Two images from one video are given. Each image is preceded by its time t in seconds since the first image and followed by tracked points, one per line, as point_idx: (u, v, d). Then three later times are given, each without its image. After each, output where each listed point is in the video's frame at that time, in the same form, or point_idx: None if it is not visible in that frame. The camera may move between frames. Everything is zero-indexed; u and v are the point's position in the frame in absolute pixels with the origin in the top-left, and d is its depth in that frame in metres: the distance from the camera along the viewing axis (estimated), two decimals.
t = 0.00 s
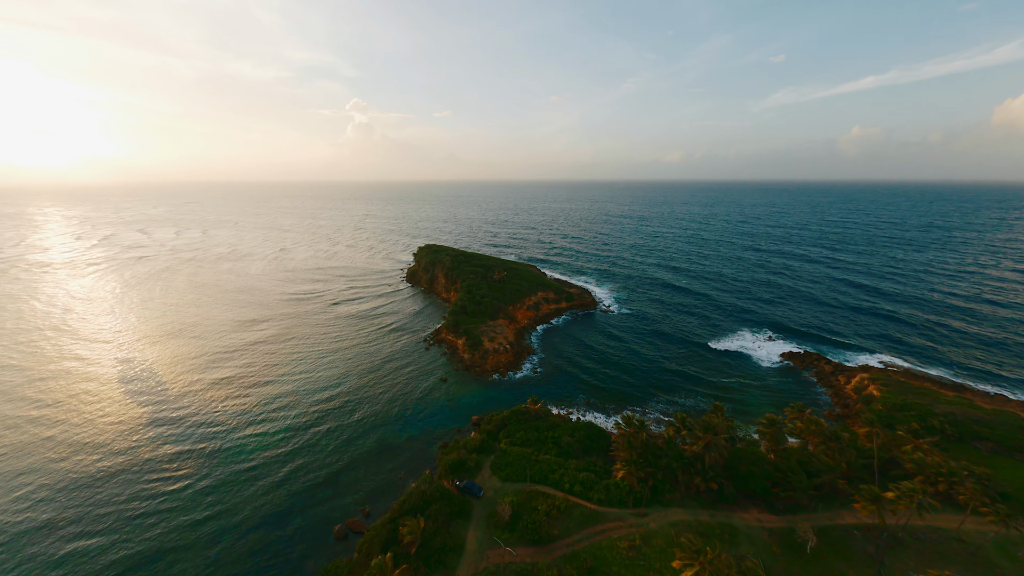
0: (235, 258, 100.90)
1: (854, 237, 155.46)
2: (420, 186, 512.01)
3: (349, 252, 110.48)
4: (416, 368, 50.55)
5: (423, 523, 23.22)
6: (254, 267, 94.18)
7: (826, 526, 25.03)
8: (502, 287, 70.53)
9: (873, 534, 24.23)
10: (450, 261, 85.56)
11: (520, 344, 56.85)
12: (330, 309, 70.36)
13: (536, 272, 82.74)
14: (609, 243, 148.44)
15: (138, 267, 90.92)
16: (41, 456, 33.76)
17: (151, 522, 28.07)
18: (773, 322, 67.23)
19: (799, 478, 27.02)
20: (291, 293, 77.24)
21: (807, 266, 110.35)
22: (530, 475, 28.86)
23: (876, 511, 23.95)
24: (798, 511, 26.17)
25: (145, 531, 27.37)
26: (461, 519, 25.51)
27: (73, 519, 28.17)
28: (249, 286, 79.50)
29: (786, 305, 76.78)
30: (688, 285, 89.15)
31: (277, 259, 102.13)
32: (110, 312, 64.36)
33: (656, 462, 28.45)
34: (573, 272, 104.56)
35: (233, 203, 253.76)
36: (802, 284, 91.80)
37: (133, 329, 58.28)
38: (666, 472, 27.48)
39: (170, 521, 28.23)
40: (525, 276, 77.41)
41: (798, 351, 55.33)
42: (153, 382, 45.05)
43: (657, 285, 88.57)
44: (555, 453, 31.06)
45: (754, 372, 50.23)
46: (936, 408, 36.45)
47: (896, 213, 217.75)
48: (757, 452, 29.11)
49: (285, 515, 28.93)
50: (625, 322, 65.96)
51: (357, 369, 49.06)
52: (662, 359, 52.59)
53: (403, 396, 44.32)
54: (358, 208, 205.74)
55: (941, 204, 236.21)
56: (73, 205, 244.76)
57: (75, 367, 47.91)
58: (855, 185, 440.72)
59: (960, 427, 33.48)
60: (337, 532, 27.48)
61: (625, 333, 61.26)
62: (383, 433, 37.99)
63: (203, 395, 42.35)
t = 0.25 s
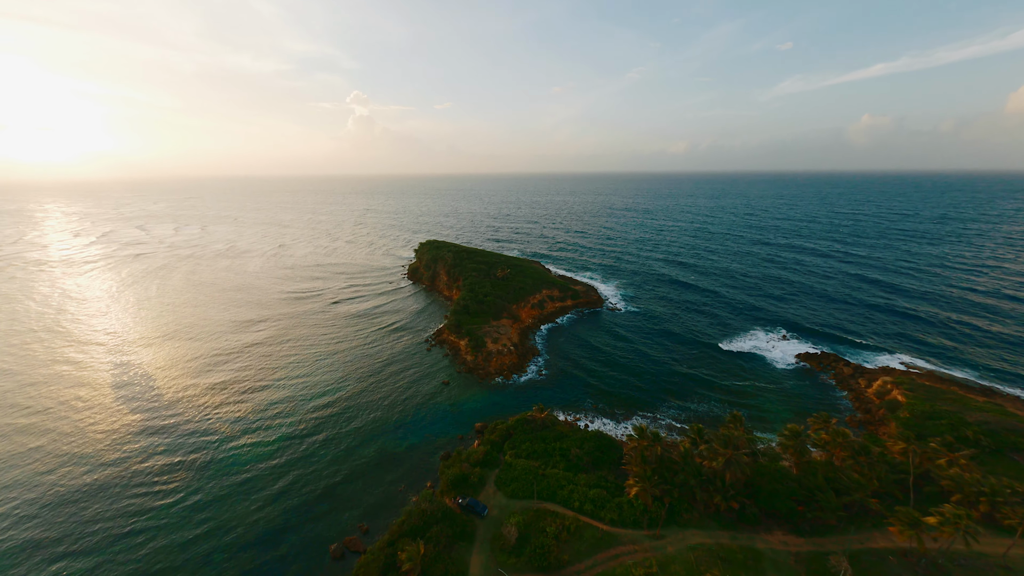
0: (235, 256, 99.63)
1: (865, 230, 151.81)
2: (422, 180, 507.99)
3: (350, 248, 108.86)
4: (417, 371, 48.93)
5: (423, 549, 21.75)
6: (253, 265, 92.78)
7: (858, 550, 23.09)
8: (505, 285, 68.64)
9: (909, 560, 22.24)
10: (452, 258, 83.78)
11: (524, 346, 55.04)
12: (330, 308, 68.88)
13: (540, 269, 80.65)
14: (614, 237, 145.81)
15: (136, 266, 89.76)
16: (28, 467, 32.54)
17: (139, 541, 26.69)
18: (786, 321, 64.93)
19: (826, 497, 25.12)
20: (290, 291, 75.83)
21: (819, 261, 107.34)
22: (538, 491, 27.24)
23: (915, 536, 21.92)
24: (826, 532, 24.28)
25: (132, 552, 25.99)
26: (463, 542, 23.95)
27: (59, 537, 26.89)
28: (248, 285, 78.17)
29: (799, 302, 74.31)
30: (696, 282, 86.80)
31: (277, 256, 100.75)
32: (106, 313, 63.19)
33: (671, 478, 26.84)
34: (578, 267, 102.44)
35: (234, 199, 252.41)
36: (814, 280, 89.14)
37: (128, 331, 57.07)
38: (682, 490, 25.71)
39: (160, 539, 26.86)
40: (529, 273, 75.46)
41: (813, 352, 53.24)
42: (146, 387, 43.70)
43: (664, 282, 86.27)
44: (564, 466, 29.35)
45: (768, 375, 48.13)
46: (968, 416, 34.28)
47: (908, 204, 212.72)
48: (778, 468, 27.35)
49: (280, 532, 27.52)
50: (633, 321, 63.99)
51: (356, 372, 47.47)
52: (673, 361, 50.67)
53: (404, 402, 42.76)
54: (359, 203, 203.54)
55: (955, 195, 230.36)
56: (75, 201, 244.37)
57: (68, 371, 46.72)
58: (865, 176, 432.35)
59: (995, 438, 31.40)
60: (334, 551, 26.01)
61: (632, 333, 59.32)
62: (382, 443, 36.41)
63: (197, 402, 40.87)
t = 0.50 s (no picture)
0: (233, 254, 98.19)
1: (876, 223, 148.17)
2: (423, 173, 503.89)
3: (350, 245, 107.11)
4: (419, 375, 47.30)
5: None
6: (251, 263, 91.26)
7: None
8: (508, 283, 66.70)
9: None
10: (454, 255, 81.93)
11: (529, 347, 53.16)
12: (329, 307, 67.28)
13: (544, 266, 78.52)
14: (618, 232, 143.22)
15: (133, 265, 88.44)
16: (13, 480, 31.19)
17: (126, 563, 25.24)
18: (799, 320, 62.67)
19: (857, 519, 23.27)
20: (289, 291, 74.31)
21: (830, 256, 104.45)
22: (546, 511, 25.51)
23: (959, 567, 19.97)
24: (859, 559, 22.39)
25: None
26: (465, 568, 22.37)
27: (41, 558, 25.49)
28: (247, 284, 76.72)
29: (812, 300, 71.85)
30: (704, 278, 84.44)
31: (276, 253, 99.17)
32: (101, 314, 61.86)
33: (689, 497, 24.98)
34: (582, 264, 100.29)
35: (234, 194, 251.03)
36: (827, 277, 86.51)
37: (123, 333, 55.67)
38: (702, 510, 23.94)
39: (147, 561, 25.40)
40: (533, 271, 73.42)
41: (830, 353, 51.08)
42: (139, 393, 42.31)
43: (671, 279, 83.98)
44: (573, 483, 27.55)
45: (784, 378, 46.07)
46: (1004, 426, 32.13)
47: (920, 196, 207.82)
48: (805, 487, 25.40)
49: (275, 553, 26.05)
50: (640, 321, 62.01)
51: (355, 376, 45.89)
52: (683, 363, 48.76)
53: (405, 408, 41.17)
54: (359, 197, 201.24)
55: (968, 186, 224.87)
56: (75, 198, 243.66)
57: (59, 376, 45.37)
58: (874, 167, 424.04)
59: None
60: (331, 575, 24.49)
61: (641, 334, 57.37)
62: (382, 454, 34.86)
63: (191, 410, 39.43)
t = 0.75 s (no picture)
0: (232, 252, 96.55)
1: (889, 217, 144.41)
2: (424, 167, 499.39)
3: (349, 242, 105.16)
4: (420, 379, 45.61)
5: None
6: (249, 261, 89.48)
7: None
8: (512, 282, 64.75)
9: None
10: (456, 252, 79.92)
11: (534, 350, 51.23)
12: (328, 307, 65.59)
13: (549, 264, 76.34)
14: (622, 226, 140.52)
15: (130, 264, 86.93)
16: None
17: None
18: (814, 319, 60.35)
19: (895, 547, 21.35)
20: (288, 290, 72.66)
21: (843, 252, 101.52)
22: (555, 534, 23.75)
23: None
24: None
25: None
26: None
27: None
28: (244, 284, 75.05)
29: (826, 299, 69.42)
30: (713, 275, 82.01)
31: (274, 251, 97.40)
32: (94, 316, 60.31)
33: (710, 521, 23.11)
34: (586, 260, 98.03)
35: (234, 190, 248.98)
36: (840, 273, 83.83)
37: (116, 337, 54.16)
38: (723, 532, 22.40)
39: None
40: (537, 268, 71.38)
41: (849, 355, 48.88)
42: (130, 400, 40.81)
43: (679, 276, 81.57)
44: (584, 502, 25.73)
45: (802, 382, 43.95)
46: None
47: (933, 188, 202.78)
48: (836, 510, 23.46)
49: None
50: (648, 321, 59.91)
51: (354, 381, 44.28)
52: (695, 367, 46.75)
53: (406, 415, 39.50)
54: (359, 192, 198.70)
55: (982, 177, 219.28)
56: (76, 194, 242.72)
57: (49, 382, 43.90)
58: (884, 158, 415.62)
59: None
60: None
61: (650, 335, 55.31)
62: (382, 466, 33.24)
63: (184, 418, 37.99)
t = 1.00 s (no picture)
0: (229, 250, 94.98)
1: (900, 210, 140.96)
2: (425, 161, 495.10)
3: (348, 239, 103.15)
4: (421, 384, 43.84)
5: None
6: (246, 260, 87.66)
7: None
8: (515, 281, 62.74)
9: None
10: (457, 250, 77.83)
11: (539, 353, 49.29)
12: (326, 307, 63.84)
13: (553, 262, 74.17)
14: (626, 221, 137.85)
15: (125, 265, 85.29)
16: None
17: None
18: (830, 319, 58.08)
19: None
20: (285, 290, 70.90)
21: (855, 247, 98.72)
22: (567, 562, 22.02)
23: None
24: None
25: None
26: None
27: None
28: (240, 284, 73.29)
29: (841, 297, 67.02)
30: (722, 273, 79.62)
31: (272, 248, 95.60)
32: (87, 318, 58.69)
33: (735, 549, 21.28)
34: (590, 256, 95.80)
35: (232, 186, 246.35)
36: (853, 270, 81.27)
37: (108, 340, 52.53)
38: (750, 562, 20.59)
39: None
40: (540, 266, 69.28)
41: (868, 357, 46.75)
42: (120, 408, 39.21)
43: (687, 273, 79.21)
44: (596, 526, 23.89)
45: (822, 387, 41.85)
46: None
47: (944, 180, 198.53)
48: (873, 537, 21.52)
49: None
50: (657, 321, 57.84)
51: (353, 387, 42.58)
52: (708, 371, 44.77)
53: (406, 424, 37.77)
54: (358, 187, 196.05)
55: (993, 168, 214.68)
56: (75, 192, 241.67)
57: (37, 389, 42.33)
58: (892, 149, 408.41)
59: None
60: None
61: (659, 336, 53.26)
62: (381, 480, 31.52)
63: (176, 429, 36.41)
